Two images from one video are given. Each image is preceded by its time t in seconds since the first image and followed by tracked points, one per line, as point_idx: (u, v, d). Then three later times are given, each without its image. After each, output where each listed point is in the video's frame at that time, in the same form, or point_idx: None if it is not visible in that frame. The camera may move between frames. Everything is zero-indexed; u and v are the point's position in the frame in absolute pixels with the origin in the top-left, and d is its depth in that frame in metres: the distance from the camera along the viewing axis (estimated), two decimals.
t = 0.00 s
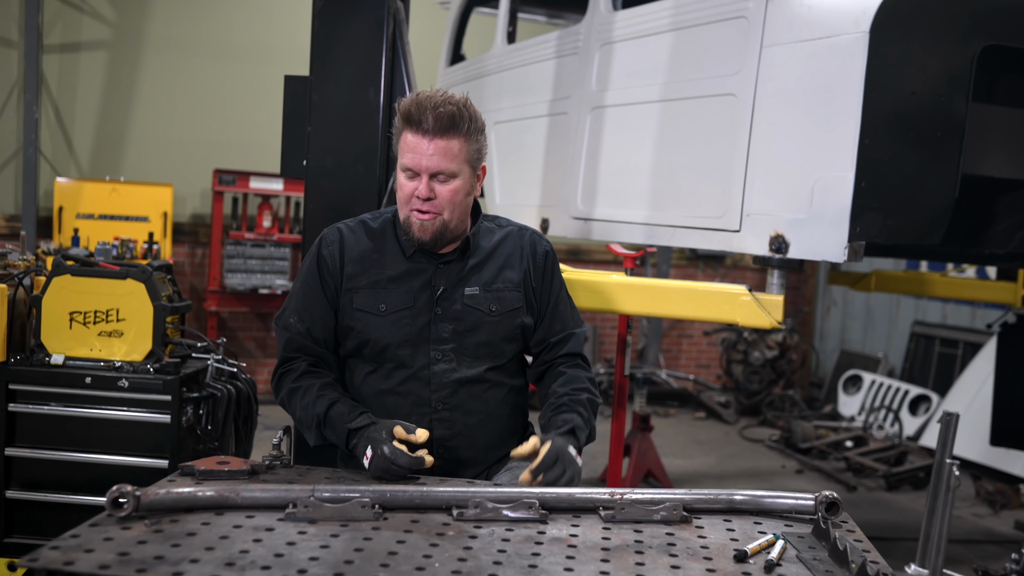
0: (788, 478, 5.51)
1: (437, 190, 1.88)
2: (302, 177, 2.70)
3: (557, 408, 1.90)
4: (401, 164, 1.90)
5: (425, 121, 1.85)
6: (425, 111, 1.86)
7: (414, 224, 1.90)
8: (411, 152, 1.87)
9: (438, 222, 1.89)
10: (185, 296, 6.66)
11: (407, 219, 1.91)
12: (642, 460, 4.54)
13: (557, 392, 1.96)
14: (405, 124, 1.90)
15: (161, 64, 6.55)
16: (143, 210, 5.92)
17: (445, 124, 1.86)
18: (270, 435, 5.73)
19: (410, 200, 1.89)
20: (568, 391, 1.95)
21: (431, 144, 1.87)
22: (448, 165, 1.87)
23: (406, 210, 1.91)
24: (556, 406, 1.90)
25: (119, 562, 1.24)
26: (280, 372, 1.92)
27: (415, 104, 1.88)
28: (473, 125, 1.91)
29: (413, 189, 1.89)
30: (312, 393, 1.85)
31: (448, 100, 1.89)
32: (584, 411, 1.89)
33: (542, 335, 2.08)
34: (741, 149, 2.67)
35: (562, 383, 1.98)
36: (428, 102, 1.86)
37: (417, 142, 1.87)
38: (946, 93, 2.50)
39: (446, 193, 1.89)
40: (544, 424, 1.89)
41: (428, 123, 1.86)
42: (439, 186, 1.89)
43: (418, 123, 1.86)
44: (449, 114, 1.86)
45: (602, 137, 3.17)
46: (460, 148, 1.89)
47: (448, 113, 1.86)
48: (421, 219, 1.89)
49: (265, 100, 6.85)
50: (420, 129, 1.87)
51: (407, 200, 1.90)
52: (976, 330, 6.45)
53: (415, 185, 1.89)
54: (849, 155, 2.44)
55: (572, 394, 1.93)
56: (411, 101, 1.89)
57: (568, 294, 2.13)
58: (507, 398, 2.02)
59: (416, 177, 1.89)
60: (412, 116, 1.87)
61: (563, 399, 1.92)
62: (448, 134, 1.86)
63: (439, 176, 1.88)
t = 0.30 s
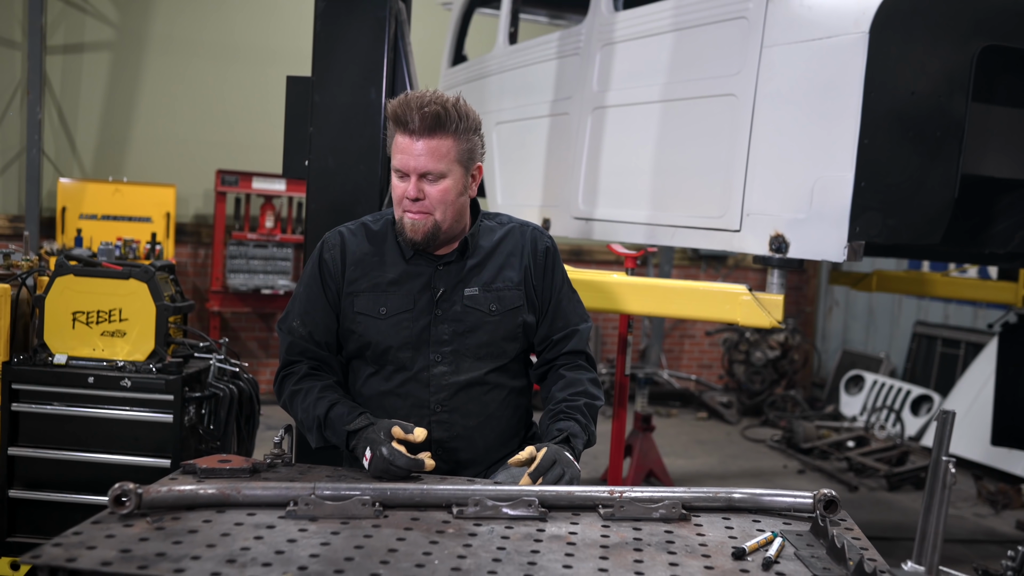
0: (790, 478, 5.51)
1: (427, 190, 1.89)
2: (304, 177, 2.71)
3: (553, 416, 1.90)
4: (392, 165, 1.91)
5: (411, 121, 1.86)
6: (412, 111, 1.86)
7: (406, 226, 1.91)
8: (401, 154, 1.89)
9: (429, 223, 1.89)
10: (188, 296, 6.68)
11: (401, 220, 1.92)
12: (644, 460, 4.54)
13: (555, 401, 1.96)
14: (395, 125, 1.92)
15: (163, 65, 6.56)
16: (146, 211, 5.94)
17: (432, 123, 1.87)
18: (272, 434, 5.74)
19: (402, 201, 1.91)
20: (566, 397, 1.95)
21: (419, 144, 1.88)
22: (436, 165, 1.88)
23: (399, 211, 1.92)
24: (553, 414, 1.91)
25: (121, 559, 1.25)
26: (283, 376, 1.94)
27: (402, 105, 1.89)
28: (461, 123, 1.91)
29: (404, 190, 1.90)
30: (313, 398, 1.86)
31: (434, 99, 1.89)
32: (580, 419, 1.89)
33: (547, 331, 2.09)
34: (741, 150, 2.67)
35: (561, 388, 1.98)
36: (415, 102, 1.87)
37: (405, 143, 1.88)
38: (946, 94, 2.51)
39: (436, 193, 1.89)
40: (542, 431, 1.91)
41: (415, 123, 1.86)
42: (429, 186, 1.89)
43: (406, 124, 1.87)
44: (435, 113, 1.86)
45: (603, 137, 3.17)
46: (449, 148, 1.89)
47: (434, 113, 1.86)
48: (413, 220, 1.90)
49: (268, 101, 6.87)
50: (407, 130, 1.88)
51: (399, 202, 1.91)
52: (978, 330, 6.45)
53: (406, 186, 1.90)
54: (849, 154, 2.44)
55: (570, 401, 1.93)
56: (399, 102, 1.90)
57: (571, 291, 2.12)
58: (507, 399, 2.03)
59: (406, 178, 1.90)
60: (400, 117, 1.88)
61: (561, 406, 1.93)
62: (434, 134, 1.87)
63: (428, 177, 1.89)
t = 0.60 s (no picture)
0: (789, 477, 5.52)
1: (422, 187, 1.89)
2: (303, 177, 2.72)
3: (550, 414, 1.91)
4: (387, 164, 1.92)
5: (405, 119, 1.86)
6: (406, 109, 1.87)
7: (404, 224, 1.92)
8: (397, 152, 1.89)
9: (425, 220, 1.90)
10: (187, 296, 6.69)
11: (397, 218, 1.93)
12: (643, 460, 4.54)
13: (553, 398, 1.97)
14: (390, 124, 1.92)
15: (163, 66, 6.57)
16: (146, 211, 5.95)
17: (426, 121, 1.87)
18: (272, 434, 5.75)
19: (398, 200, 1.92)
20: (563, 395, 1.96)
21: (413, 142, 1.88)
22: (431, 162, 1.88)
23: (396, 210, 1.93)
24: (550, 412, 1.92)
25: (120, 556, 1.26)
26: (280, 372, 1.95)
27: (396, 104, 1.89)
28: (455, 121, 1.92)
29: (400, 188, 1.91)
30: (310, 394, 1.87)
31: (428, 97, 1.89)
32: (577, 417, 1.90)
33: (546, 328, 2.09)
34: (738, 149, 2.68)
35: (558, 386, 1.99)
36: (409, 100, 1.88)
37: (400, 141, 1.89)
38: (942, 92, 2.51)
39: (431, 190, 1.90)
40: (539, 429, 1.92)
41: (409, 121, 1.87)
42: (425, 184, 1.90)
43: (400, 122, 1.88)
44: (429, 111, 1.87)
45: (601, 137, 3.18)
46: (443, 146, 1.90)
47: (428, 110, 1.87)
48: (410, 218, 1.91)
49: (267, 101, 6.88)
50: (402, 128, 1.88)
51: (396, 199, 1.92)
52: (977, 329, 6.46)
53: (401, 184, 1.91)
54: (845, 153, 2.45)
55: (567, 399, 1.94)
56: (393, 101, 1.91)
57: (568, 287, 2.13)
58: (504, 395, 2.03)
59: (402, 176, 1.91)
60: (394, 116, 1.89)
61: (557, 404, 1.93)
62: (429, 131, 1.88)
63: (424, 175, 1.90)
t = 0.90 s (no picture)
0: (790, 477, 5.52)
1: (419, 186, 1.90)
2: (303, 177, 2.73)
3: (549, 414, 1.92)
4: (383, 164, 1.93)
5: (399, 118, 1.88)
6: (400, 109, 1.88)
7: (400, 224, 1.93)
8: (392, 152, 1.90)
9: (422, 219, 1.91)
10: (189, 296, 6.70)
11: (393, 218, 1.94)
12: (644, 460, 4.54)
13: (552, 398, 1.98)
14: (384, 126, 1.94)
15: (165, 67, 6.59)
16: (148, 212, 5.96)
17: (420, 120, 1.89)
18: (273, 434, 5.77)
19: (394, 199, 1.92)
20: (562, 395, 1.97)
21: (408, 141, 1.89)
22: (427, 161, 1.89)
23: (393, 209, 1.94)
24: (549, 412, 1.93)
25: (121, 554, 1.27)
26: (286, 358, 1.90)
27: (391, 104, 1.91)
28: (450, 120, 1.93)
29: (396, 188, 1.92)
30: (320, 364, 1.83)
31: (422, 97, 1.91)
32: (576, 416, 1.91)
33: (545, 326, 2.10)
34: (737, 150, 2.69)
35: (557, 386, 2.00)
36: (403, 100, 1.89)
37: (395, 141, 1.90)
38: (940, 93, 2.52)
39: (427, 189, 1.91)
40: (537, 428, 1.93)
41: (403, 121, 1.88)
42: (421, 182, 1.90)
43: (394, 122, 1.89)
44: (423, 110, 1.88)
45: (601, 137, 3.19)
46: (438, 144, 1.91)
47: (422, 109, 1.88)
48: (406, 217, 1.91)
49: (268, 102, 6.89)
50: (396, 128, 1.90)
51: (392, 199, 1.93)
52: (978, 329, 6.46)
53: (397, 183, 1.92)
54: (844, 152, 2.46)
55: (566, 398, 1.95)
56: (388, 102, 1.93)
57: (567, 286, 2.14)
58: (504, 394, 2.04)
59: (398, 176, 1.92)
60: (389, 116, 1.91)
61: (556, 404, 1.94)
62: (423, 130, 1.89)
63: (420, 173, 1.90)
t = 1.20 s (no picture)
0: (790, 478, 5.53)
1: (425, 193, 1.91)
2: (305, 178, 2.75)
3: (548, 414, 1.93)
4: (390, 170, 1.94)
5: (406, 126, 1.88)
6: (406, 115, 1.88)
7: (407, 229, 1.94)
8: (399, 158, 1.91)
9: (429, 225, 1.92)
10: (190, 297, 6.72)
11: (400, 223, 1.95)
12: (645, 460, 4.55)
13: (552, 398, 1.98)
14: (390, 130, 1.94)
15: (166, 69, 6.60)
16: (150, 213, 5.97)
17: (426, 126, 1.88)
18: (274, 434, 5.78)
19: (401, 205, 1.94)
20: (562, 395, 1.97)
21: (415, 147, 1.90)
22: (433, 167, 1.90)
23: (399, 214, 1.95)
24: (548, 412, 1.93)
25: (125, 552, 1.28)
26: (287, 356, 1.90)
27: (396, 110, 1.91)
28: (456, 125, 1.93)
29: (403, 193, 1.93)
30: (315, 357, 1.83)
31: (427, 103, 1.91)
32: (575, 417, 1.91)
33: (546, 327, 2.11)
34: (737, 151, 2.70)
35: (556, 386, 2.01)
36: (408, 106, 1.89)
37: (401, 148, 1.90)
38: (938, 95, 2.53)
39: (434, 195, 1.92)
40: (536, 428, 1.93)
41: (410, 128, 1.88)
42: (428, 188, 1.92)
43: (401, 128, 1.89)
44: (430, 117, 1.88)
45: (601, 138, 3.20)
46: (444, 150, 1.91)
47: (429, 116, 1.88)
48: (413, 222, 1.93)
49: (269, 104, 6.91)
50: (402, 134, 1.90)
51: (398, 204, 1.94)
52: (978, 330, 6.47)
53: (405, 189, 1.93)
54: (843, 153, 2.47)
55: (565, 398, 1.96)
56: (393, 107, 1.92)
57: (568, 287, 2.15)
58: (506, 396, 2.05)
59: (405, 182, 1.93)
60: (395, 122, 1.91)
61: (556, 404, 1.95)
62: (430, 136, 1.89)
63: (426, 179, 1.91)
